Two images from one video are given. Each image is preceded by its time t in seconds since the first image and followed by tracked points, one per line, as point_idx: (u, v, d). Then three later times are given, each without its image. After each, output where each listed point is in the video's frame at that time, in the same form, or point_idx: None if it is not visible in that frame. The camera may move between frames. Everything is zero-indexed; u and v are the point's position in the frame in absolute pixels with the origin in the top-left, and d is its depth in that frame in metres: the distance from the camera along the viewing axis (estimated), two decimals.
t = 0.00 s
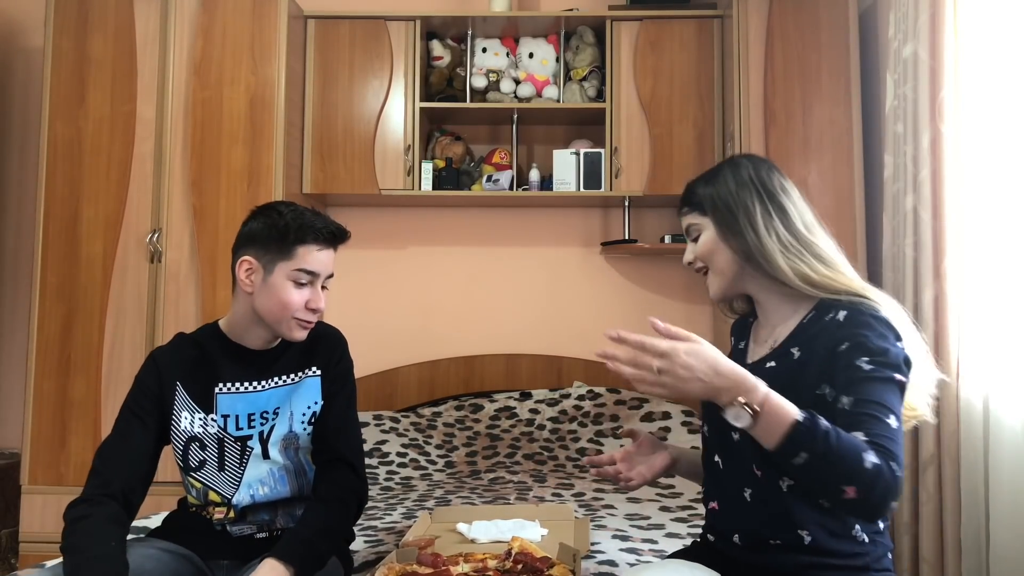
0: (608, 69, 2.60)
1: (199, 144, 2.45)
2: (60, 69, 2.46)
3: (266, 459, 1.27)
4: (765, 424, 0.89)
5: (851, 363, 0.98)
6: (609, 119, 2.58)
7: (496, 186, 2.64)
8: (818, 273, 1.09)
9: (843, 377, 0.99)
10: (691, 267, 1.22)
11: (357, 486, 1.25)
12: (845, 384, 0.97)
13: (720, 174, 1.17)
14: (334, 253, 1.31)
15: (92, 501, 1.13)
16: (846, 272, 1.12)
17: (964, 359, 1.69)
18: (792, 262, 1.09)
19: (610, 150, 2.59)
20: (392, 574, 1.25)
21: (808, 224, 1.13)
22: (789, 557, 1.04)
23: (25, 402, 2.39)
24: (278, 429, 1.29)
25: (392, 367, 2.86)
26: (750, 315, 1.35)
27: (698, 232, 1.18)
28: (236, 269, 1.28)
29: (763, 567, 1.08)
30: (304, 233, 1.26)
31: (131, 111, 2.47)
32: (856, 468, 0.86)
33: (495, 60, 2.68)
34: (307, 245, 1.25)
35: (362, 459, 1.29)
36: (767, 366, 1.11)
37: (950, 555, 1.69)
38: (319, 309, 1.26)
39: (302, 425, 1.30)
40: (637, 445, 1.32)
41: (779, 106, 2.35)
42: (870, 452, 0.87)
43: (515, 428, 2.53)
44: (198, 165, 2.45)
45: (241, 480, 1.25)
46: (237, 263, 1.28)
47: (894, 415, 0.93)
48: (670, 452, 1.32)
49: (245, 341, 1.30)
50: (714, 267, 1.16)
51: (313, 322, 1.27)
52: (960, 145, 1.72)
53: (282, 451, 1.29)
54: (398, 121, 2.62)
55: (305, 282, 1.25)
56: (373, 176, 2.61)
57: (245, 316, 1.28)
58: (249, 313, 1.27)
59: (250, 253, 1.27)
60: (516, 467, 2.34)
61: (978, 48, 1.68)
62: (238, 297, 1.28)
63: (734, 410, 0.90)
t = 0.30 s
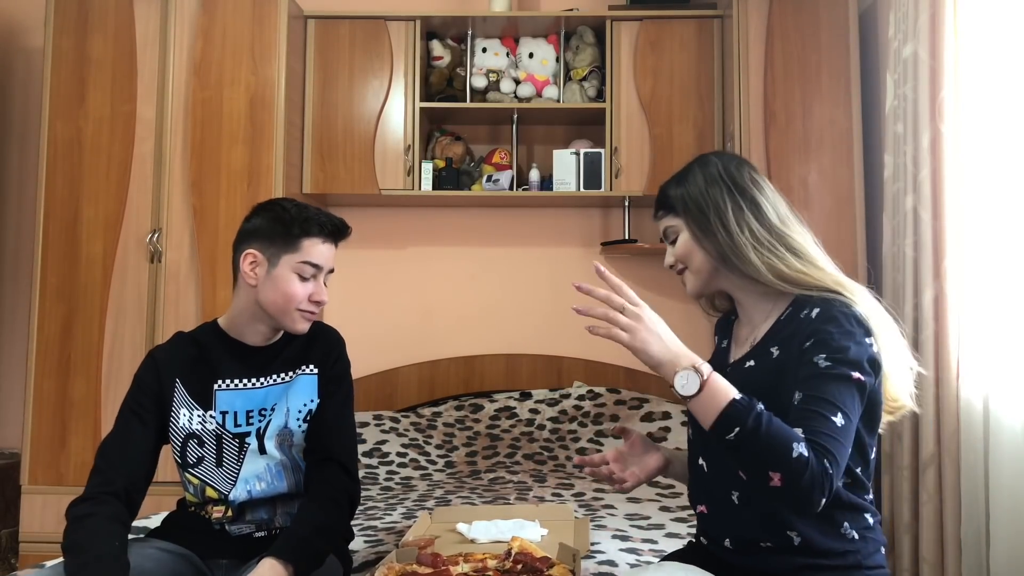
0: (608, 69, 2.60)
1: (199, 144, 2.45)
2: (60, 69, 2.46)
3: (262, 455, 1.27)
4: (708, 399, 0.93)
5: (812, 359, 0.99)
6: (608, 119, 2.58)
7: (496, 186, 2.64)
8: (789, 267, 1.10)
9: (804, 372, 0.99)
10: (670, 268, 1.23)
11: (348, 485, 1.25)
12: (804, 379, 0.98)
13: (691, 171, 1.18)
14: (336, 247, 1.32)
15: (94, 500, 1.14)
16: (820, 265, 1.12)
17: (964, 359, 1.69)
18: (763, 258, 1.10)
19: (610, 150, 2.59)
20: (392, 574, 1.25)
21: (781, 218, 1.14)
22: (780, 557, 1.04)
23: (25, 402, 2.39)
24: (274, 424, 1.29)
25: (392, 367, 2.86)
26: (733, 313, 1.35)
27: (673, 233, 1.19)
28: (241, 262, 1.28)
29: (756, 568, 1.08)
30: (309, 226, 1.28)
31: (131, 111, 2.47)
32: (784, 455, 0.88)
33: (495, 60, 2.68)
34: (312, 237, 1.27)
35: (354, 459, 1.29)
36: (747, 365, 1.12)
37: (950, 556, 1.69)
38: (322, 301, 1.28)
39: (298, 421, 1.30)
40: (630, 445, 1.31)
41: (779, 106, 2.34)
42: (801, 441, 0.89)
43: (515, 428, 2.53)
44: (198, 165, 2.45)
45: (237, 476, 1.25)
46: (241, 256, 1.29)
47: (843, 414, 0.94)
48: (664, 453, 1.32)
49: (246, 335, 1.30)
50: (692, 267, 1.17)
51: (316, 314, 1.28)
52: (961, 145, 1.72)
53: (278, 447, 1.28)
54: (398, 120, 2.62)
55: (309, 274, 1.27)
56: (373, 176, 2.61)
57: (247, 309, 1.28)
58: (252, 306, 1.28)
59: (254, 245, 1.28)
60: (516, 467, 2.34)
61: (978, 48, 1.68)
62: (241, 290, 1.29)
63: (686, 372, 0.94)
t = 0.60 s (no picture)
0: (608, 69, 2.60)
1: (199, 144, 2.45)
2: (60, 69, 2.46)
3: (258, 446, 1.27)
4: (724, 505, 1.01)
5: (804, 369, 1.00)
6: (608, 119, 2.58)
7: (496, 186, 2.64)
8: (767, 263, 1.12)
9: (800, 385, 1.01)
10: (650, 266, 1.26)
11: (336, 482, 1.25)
12: (802, 393, 1.00)
13: (674, 171, 1.21)
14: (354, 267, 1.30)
15: (100, 497, 1.14)
16: (798, 261, 1.13)
17: (964, 359, 1.69)
18: (740, 254, 1.12)
19: (610, 150, 2.59)
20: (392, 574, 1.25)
21: (761, 216, 1.16)
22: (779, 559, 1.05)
23: (25, 402, 2.39)
24: (270, 416, 1.29)
25: (392, 367, 2.86)
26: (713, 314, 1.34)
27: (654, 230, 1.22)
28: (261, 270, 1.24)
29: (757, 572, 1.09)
30: (334, 250, 1.25)
31: (131, 111, 2.47)
32: (791, 495, 0.95)
33: (495, 60, 2.68)
34: (335, 261, 1.25)
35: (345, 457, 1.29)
36: (733, 368, 1.13)
37: (950, 556, 1.69)
38: (332, 319, 1.28)
39: (293, 414, 1.30)
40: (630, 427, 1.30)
41: (779, 106, 2.34)
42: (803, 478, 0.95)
43: (515, 428, 2.53)
44: (198, 166, 2.45)
45: (233, 468, 1.25)
46: (262, 262, 1.25)
47: (850, 415, 0.94)
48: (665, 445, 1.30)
49: (247, 332, 1.30)
50: (670, 264, 1.20)
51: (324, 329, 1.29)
52: (960, 145, 1.72)
53: (273, 439, 1.28)
54: (398, 120, 2.62)
55: (325, 293, 1.26)
56: (373, 176, 2.61)
57: (256, 310, 1.27)
58: (261, 310, 1.27)
59: (275, 258, 1.24)
60: (516, 467, 2.34)
61: (978, 48, 1.68)
62: (254, 292, 1.27)
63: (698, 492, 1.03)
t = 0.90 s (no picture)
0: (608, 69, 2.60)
1: (199, 144, 2.45)
2: (60, 69, 2.46)
3: (262, 448, 1.27)
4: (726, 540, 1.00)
5: (799, 383, 1.01)
6: (608, 119, 2.58)
7: (496, 186, 2.64)
8: (754, 263, 1.12)
9: (796, 399, 1.01)
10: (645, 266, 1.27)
11: (336, 483, 1.25)
12: (798, 407, 1.01)
13: (669, 170, 1.22)
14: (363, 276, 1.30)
15: (108, 497, 1.14)
16: (786, 263, 1.13)
17: (964, 359, 1.69)
18: (727, 253, 1.12)
19: (610, 150, 2.59)
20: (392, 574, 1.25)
21: (753, 218, 1.16)
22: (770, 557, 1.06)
23: (25, 402, 2.39)
24: (274, 418, 1.29)
25: (392, 367, 2.86)
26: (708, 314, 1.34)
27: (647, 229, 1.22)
28: (271, 274, 1.24)
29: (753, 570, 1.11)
30: (344, 257, 1.24)
31: (131, 111, 2.47)
32: (799, 517, 0.97)
33: (495, 60, 2.68)
34: (345, 268, 1.25)
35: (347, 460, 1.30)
36: (722, 369, 1.12)
37: (950, 555, 1.69)
38: (338, 325, 1.28)
39: (297, 416, 1.31)
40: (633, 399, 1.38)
41: (779, 105, 2.34)
42: (812, 501, 0.96)
43: (515, 428, 2.53)
44: (198, 166, 2.45)
45: (236, 467, 1.25)
46: (272, 265, 1.24)
47: (846, 433, 0.96)
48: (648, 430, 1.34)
49: (252, 333, 1.30)
50: (663, 264, 1.20)
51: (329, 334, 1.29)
52: (960, 145, 1.73)
53: (276, 441, 1.29)
54: (398, 121, 2.62)
55: (332, 300, 1.26)
56: (373, 176, 2.61)
57: (263, 313, 1.27)
58: (268, 313, 1.27)
59: (286, 261, 1.24)
60: (516, 467, 2.34)
61: (978, 47, 1.68)
62: (262, 294, 1.27)
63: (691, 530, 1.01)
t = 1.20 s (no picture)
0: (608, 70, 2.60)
1: (199, 144, 2.45)
2: (59, 69, 2.46)
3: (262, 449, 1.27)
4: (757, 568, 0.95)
5: (856, 388, 0.95)
6: (608, 119, 2.59)
7: (496, 186, 2.64)
8: (816, 269, 1.05)
9: (848, 405, 0.96)
10: (701, 232, 1.14)
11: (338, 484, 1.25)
12: (847, 410, 0.96)
13: (745, 138, 1.13)
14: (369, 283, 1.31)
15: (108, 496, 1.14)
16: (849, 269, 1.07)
17: (964, 358, 1.69)
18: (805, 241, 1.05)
19: (610, 150, 2.59)
20: (393, 573, 1.25)
21: (822, 218, 1.08)
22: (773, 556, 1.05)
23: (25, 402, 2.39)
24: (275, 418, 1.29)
25: (392, 367, 2.86)
26: (715, 307, 1.30)
27: (716, 190, 1.11)
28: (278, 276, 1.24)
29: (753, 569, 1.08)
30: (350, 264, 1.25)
31: (131, 111, 2.47)
32: (851, 536, 0.90)
33: (495, 60, 2.68)
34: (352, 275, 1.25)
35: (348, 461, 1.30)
36: (751, 360, 1.07)
37: (950, 555, 1.69)
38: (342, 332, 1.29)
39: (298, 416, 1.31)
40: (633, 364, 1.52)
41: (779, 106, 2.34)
42: (863, 519, 0.90)
43: (515, 428, 2.53)
44: (198, 165, 2.45)
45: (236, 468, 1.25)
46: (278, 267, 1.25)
47: (899, 442, 0.93)
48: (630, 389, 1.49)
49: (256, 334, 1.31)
50: (744, 233, 1.09)
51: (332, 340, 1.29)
52: (960, 145, 1.73)
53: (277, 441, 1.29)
54: (398, 121, 2.62)
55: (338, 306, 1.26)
56: (374, 176, 2.61)
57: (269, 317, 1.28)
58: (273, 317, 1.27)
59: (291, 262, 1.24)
60: (516, 467, 2.34)
61: (978, 48, 1.68)
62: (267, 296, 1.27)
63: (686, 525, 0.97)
